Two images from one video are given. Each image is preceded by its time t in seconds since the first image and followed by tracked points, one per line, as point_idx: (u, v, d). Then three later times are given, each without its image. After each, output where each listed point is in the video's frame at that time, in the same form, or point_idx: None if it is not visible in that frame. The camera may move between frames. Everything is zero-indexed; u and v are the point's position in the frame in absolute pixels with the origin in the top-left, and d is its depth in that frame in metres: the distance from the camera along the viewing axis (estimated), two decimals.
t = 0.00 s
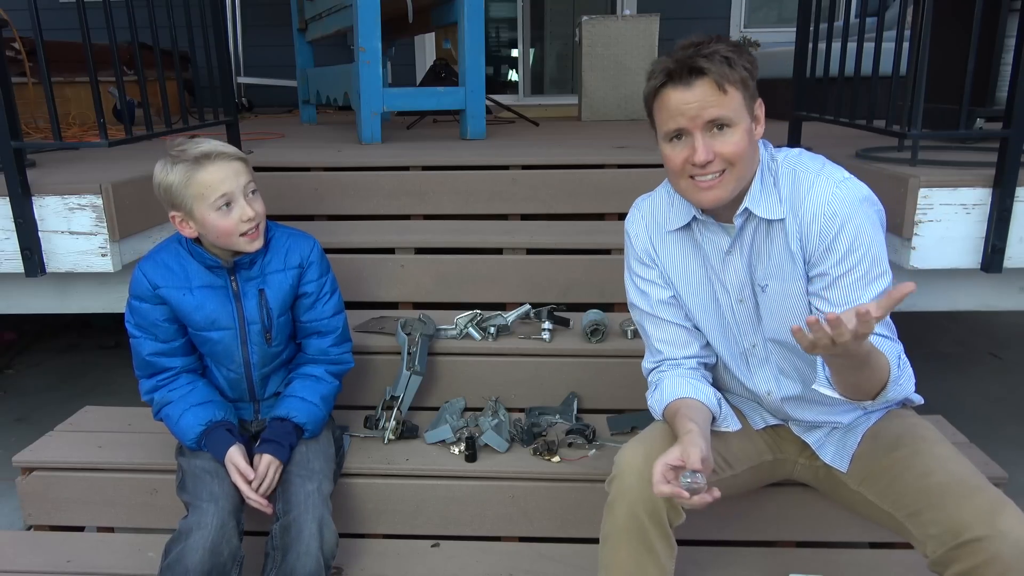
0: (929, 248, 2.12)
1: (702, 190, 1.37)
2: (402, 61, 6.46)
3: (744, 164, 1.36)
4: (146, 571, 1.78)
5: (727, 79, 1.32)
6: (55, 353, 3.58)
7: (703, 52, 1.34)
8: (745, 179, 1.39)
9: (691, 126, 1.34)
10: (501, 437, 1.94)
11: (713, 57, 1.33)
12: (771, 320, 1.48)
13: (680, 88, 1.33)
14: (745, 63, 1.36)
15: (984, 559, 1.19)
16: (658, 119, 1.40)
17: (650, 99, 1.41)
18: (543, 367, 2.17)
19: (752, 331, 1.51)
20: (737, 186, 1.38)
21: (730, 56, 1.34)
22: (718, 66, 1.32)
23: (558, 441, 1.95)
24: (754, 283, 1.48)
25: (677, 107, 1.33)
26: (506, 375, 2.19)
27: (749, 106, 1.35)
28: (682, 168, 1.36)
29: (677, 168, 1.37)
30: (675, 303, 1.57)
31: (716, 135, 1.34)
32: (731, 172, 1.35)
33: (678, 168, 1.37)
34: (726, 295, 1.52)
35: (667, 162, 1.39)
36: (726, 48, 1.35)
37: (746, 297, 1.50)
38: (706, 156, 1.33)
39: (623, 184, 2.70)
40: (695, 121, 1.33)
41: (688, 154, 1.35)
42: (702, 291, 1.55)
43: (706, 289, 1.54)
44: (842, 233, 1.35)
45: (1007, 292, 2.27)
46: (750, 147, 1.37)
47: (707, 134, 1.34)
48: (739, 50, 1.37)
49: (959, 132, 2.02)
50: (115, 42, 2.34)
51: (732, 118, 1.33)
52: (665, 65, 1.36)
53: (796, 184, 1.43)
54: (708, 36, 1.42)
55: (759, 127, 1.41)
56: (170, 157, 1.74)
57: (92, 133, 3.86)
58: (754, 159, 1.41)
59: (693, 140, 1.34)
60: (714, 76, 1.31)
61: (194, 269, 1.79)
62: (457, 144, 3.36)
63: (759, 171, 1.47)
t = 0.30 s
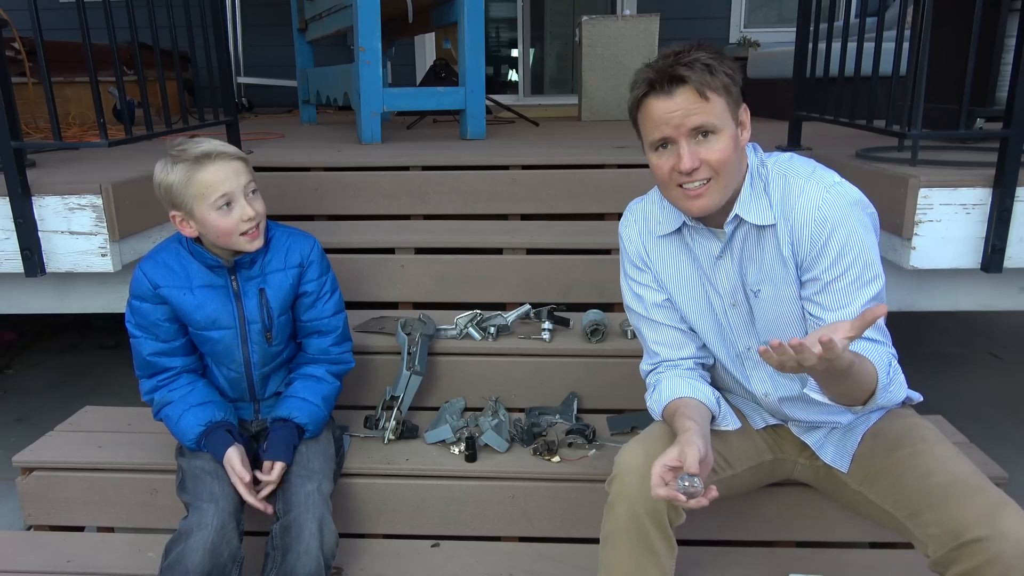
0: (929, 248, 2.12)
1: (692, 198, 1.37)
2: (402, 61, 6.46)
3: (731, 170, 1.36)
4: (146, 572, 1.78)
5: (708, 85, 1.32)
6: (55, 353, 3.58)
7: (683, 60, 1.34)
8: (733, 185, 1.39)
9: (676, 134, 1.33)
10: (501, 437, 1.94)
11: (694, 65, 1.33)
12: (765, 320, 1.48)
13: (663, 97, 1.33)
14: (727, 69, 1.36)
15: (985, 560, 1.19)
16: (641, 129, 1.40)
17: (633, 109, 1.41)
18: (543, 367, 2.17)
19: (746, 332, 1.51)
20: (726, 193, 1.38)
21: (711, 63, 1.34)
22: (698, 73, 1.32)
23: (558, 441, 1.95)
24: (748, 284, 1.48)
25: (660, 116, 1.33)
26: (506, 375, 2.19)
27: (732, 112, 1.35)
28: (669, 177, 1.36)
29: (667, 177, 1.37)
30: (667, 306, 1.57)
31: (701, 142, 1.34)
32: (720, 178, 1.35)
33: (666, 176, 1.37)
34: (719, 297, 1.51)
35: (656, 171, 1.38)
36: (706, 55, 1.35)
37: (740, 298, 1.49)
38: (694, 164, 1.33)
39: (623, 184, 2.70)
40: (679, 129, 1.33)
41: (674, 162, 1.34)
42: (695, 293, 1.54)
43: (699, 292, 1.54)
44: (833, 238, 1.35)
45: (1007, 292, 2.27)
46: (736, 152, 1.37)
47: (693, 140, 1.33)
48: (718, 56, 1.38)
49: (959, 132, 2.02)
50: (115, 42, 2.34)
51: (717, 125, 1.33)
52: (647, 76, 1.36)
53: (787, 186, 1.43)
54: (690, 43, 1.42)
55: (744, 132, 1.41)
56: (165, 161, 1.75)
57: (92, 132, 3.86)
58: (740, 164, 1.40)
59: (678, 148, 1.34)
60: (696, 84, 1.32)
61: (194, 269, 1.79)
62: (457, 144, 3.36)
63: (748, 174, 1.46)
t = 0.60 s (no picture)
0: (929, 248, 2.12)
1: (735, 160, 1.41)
2: (402, 61, 6.46)
3: (777, 135, 1.38)
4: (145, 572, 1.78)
5: (751, 57, 1.33)
6: (55, 353, 3.58)
7: (733, 28, 1.35)
8: (778, 154, 1.41)
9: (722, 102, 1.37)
10: (501, 437, 1.94)
11: (741, 35, 1.34)
12: (766, 314, 1.50)
13: (711, 66, 1.37)
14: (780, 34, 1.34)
15: (993, 559, 1.19)
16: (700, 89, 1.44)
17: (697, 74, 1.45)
18: (543, 367, 2.18)
19: (749, 329, 1.52)
20: (767, 159, 1.40)
21: (762, 28, 1.34)
22: (743, 42, 1.33)
23: (558, 441, 1.95)
24: (749, 281, 1.50)
25: (710, 82, 1.38)
26: (506, 375, 2.19)
27: (781, 77, 1.34)
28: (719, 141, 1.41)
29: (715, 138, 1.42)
30: (672, 302, 1.60)
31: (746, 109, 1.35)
32: (760, 146, 1.38)
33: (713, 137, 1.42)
34: (722, 294, 1.53)
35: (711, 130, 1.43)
36: (757, 22, 1.35)
37: (742, 294, 1.51)
38: (731, 131, 1.37)
39: (623, 184, 2.70)
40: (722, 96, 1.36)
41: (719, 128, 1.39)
42: (698, 289, 1.57)
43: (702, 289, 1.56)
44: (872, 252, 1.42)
45: (1008, 292, 2.27)
46: (785, 116, 1.37)
47: (735, 108, 1.36)
48: (777, 20, 1.36)
49: (959, 132, 2.02)
50: (115, 42, 2.34)
51: (761, 94, 1.34)
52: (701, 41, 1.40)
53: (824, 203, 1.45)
54: (753, 4, 1.41)
55: (806, 93, 1.39)
56: (144, 173, 1.58)
57: (92, 133, 3.87)
58: (796, 127, 1.40)
59: (722, 114, 1.38)
60: (735, 55, 1.34)
61: (181, 273, 1.69)
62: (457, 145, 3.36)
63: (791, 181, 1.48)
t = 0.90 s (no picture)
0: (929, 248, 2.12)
1: (753, 155, 1.39)
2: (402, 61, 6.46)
3: (792, 125, 1.37)
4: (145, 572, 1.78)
5: (762, 46, 1.34)
6: (55, 353, 3.58)
7: (737, 23, 1.37)
8: (794, 145, 1.40)
9: (734, 97, 1.36)
10: (501, 437, 1.94)
11: (746, 28, 1.36)
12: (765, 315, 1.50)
13: (718, 63, 1.36)
14: (781, 26, 1.38)
15: (993, 559, 1.19)
16: (704, 93, 1.43)
17: (696, 78, 1.45)
18: (543, 367, 2.18)
19: (749, 330, 1.52)
20: (785, 151, 1.39)
21: (765, 22, 1.36)
22: (752, 35, 1.35)
23: (558, 441, 1.95)
24: (748, 283, 1.50)
25: (719, 81, 1.36)
26: (506, 375, 2.19)
27: (789, 68, 1.36)
28: (731, 139, 1.39)
29: (729, 139, 1.39)
30: (671, 305, 1.60)
31: (759, 101, 1.35)
32: (779, 137, 1.37)
33: (726, 137, 1.40)
34: (721, 296, 1.53)
35: (721, 133, 1.41)
36: (759, 15, 1.37)
37: (741, 295, 1.51)
38: (751, 124, 1.35)
39: (623, 184, 2.70)
40: (737, 91, 1.35)
41: (735, 125, 1.37)
42: (696, 292, 1.57)
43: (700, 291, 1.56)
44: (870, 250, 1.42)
45: (1008, 292, 2.27)
46: (796, 107, 1.37)
47: (751, 101, 1.35)
48: (774, 14, 1.38)
49: (959, 132, 2.03)
50: (115, 41, 2.34)
51: (775, 84, 1.34)
52: (702, 44, 1.40)
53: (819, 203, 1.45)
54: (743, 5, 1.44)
55: (805, 88, 1.41)
56: (140, 169, 1.59)
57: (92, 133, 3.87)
58: (801, 121, 1.41)
59: (737, 109, 1.36)
60: (751, 46, 1.34)
61: (179, 271, 1.69)
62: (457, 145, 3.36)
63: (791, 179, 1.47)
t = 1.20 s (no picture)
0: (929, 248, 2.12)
1: (740, 160, 1.39)
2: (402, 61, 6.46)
3: (776, 128, 1.37)
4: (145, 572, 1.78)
5: (744, 51, 1.34)
6: (55, 353, 3.58)
7: (720, 28, 1.37)
8: (780, 149, 1.40)
9: (717, 102, 1.36)
10: (501, 438, 1.94)
11: (729, 32, 1.36)
12: (760, 319, 1.50)
13: (702, 68, 1.37)
14: (764, 30, 1.38)
15: (992, 559, 1.19)
16: (688, 98, 1.43)
17: (682, 83, 1.45)
18: (543, 367, 2.18)
19: (744, 333, 1.52)
20: (771, 155, 1.39)
21: (747, 27, 1.36)
22: (734, 39, 1.35)
23: (558, 441, 1.95)
24: (743, 287, 1.50)
25: (702, 86, 1.37)
26: (506, 375, 2.19)
27: (772, 72, 1.36)
28: (717, 143, 1.39)
29: (714, 143, 1.39)
30: (665, 310, 1.60)
31: (743, 105, 1.35)
32: (765, 140, 1.37)
33: (712, 141, 1.40)
34: (716, 301, 1.53)
35: (705, 137, 1.41)
36: (741, 19, 1.38)
37: (735, 300, 1.51)
38: (735, 128, 1.35)
39: (623, 184, 2.70)
40: (721, 95, 1.36)
41: (719, 129, 1.37)
42: (691, 296, 1.57)
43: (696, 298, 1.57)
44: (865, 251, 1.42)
45: (1009, 292, 2.27)
46: (780, 111, 1.37)
47: (735, 105, 1.35)
48: (756, 18, 1.39)
49: (958, 132, 2.03)
50: (115, 42, 2.34)
51: (758, 88, 1.34)
52: (685, 50, 1.41)
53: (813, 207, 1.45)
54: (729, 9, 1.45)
55: (791, 90, 1.41)
56: (133, 173, 1.59)
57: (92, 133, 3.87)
58: (788, 123, 1.41)
59: (722, 114, 1.36)
60: (733, 50, 1.34)
61: (177, 274, 1.69)
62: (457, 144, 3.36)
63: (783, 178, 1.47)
